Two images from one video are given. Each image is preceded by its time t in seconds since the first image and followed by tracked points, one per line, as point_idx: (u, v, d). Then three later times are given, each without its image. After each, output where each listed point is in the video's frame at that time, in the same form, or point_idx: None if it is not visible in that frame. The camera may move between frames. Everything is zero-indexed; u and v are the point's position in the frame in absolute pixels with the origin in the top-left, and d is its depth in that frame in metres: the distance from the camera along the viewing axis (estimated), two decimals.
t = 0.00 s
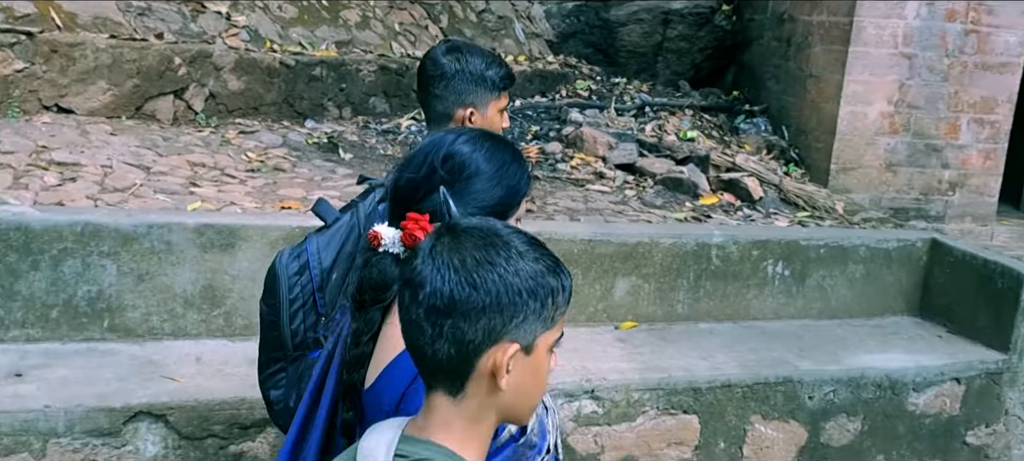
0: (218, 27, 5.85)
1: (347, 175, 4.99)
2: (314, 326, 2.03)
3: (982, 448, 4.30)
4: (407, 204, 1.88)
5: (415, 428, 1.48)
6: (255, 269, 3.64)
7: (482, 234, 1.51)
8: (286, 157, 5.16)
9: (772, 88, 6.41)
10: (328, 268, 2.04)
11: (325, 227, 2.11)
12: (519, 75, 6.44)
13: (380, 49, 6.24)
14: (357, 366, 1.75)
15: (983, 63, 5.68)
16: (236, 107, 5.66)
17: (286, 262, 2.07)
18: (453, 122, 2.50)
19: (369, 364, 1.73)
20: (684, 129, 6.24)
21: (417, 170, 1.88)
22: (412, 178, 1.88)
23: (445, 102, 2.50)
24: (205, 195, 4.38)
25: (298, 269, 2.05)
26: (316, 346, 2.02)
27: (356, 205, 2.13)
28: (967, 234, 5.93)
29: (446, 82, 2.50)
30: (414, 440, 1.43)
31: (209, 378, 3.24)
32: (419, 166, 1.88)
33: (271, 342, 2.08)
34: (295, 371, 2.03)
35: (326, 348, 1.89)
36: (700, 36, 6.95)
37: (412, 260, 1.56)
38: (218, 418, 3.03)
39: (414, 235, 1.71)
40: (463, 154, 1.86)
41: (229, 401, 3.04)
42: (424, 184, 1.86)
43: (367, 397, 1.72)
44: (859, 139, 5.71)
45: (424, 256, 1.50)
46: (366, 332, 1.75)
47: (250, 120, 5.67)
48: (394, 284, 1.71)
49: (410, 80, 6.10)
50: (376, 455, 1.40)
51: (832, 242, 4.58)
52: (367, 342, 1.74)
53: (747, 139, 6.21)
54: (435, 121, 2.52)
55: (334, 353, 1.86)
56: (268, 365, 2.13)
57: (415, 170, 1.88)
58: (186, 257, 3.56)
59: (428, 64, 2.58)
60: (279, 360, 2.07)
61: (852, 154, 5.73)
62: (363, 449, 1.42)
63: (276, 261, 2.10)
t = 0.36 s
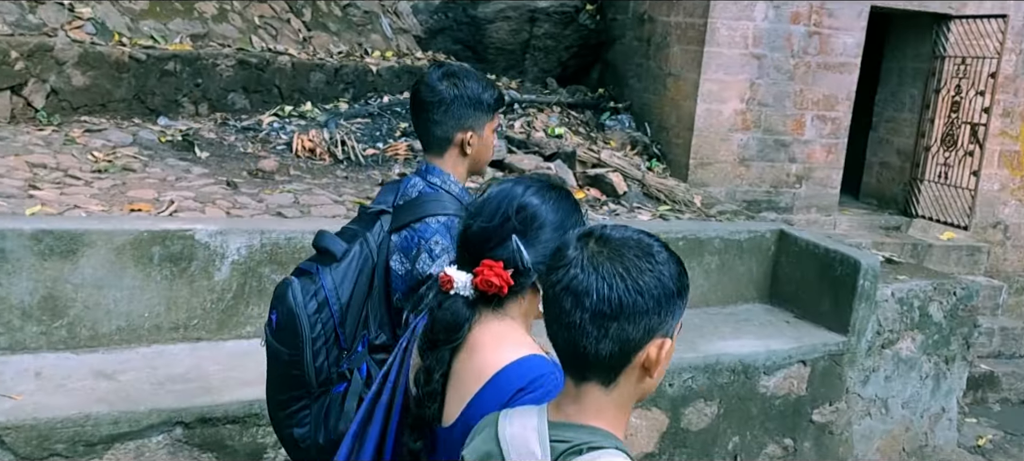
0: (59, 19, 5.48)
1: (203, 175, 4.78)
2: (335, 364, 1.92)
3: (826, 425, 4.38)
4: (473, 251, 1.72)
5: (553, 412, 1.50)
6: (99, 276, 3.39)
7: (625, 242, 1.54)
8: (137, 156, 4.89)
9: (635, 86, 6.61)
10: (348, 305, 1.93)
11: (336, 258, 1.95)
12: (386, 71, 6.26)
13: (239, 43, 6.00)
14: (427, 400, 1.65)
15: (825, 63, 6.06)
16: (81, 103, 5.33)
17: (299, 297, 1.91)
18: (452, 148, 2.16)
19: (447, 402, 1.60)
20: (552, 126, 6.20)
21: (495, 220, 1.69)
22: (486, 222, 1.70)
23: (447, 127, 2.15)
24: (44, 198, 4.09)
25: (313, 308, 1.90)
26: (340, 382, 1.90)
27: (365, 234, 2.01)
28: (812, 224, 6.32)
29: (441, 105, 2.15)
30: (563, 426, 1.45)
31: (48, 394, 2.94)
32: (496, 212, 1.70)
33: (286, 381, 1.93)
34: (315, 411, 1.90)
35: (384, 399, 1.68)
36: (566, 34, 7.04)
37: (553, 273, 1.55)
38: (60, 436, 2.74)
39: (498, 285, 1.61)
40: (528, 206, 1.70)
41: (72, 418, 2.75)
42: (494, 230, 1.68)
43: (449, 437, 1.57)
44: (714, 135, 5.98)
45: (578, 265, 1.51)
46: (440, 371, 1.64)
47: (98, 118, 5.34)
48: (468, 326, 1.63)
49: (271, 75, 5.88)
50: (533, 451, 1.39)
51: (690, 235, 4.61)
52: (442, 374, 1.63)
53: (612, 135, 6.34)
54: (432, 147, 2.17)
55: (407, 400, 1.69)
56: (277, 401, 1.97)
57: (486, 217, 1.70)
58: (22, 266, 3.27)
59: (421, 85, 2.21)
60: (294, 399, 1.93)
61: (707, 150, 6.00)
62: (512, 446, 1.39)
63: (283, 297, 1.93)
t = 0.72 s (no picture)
0: None
1: (58, 207, 4.44)
2: (348, 381, 1.99)
3: (709, 409, 4.43)
4: (548, 258, 1.84)
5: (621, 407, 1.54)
6: None
7: (674, 261, 1.60)
8: None
9: (508, 89, 6.66)
10: (360, 325, 1.99)
11: (344, 279, 1.99)
12: (252, 85, 6.04)
13: (91, 65, 5.69)
14: (519, 394, 1.66)
15: (686, 59, 6.30)
16: None
17: (313, 320, 1.96)
18: (452, 173, 2.21)
19: (536, 392, 1.65)
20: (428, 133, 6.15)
21: (584, 224, 1.81)
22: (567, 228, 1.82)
23: (449, 151, 2.18)
24: None
25: (327, 330, 1.96)
26: (353, 399, 1.99)
27: (369, 255, 2.07)
28: (686, 214, 6.56)
29: (440, 130, 2.18)
30: (632, 419, 1.49)
31: None
32: (582, 224, 1.82)
33: (300, 400, 1.99)
34: (336, 426, 1.99)
35: (473, 396, 1.77)
36: (437, 40, 6.99)
37: (610, 293, 1.60)
38: None
39: (592, 283, 1.68)
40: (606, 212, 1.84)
41: None
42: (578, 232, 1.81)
43: (547, 421, 1.64)
44: (588, 134, 6.10)
45: (631, 283, 1.57)
46: (518, 362, 1.67)
47: None
48: (563, 321, 1.68)
49: (129, 97, 5.59)
50: (611, 444, 1.47)
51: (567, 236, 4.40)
52: (523, 365, 1.66)
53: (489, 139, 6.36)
54: (428, 169, 2.20)
55: (490, 395, 1.76)
56: (287, 418, 2.03)
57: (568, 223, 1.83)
58: None
59: (420, 113, 2.23)
60: (308, 416, 2.00)
61: (583, 148, 6.11)
62: (592, 441, 1.49)
63: (294, 321, 1.97)
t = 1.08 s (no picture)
0: None
1: None
2: (391, 388, 2.30)
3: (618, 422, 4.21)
4: (579, 266, 2.06)
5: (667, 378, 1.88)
6: None
7: (713, 250, 1.94)
8: None
9: (406, 104, 6.62)
10: (396, 337, 2.31)
11: (377, 301, 2.31)
12: (137, 108, 5.77)
13: None
14: (559, 384, 1.92)
15: (580, 71, 6.42)
16: None
17: (355, 338, 2.25)
18: (461, 196, 2.49)
19: (575, 383, 1.92)
20: (326, 152, 6.03)
21: (603, 242, 2.03)
22: (590, 240, 2.05)
23: (457, 176, 2.47)
24: None
25: (370, 346, 2.25)
26: (396, 405, 2.30)
27: (396, 277, 2.37)
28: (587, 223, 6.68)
29: (447, 159, 2.47)
30: (680, 388, 1.83)
31: None
32: (603, 237, 2.04)
33: (349, 410, 2.27)
34: (382, 426, 2.29)
35: (510, 394, 2.07)
36: (331, 58, 6.87)
37: (658, 277, 1.93)
38: None
39: (624, 285, 1.95)
40: (625, 225, 2.06)
41: None
42: (603, 243, 2.03)
43: (585, 412, 1.90)
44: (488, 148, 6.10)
45: (676, 266, 1.91)
46: (558, 357, 1.93)
47: None
48: (596, 321, 1.95)
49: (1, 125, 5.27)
50: (664, 410, 1.74)
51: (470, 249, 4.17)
52: (561, 360, 1.92)
53: (389, 156, 6.30)
54: (440, 194, 2.50)
55: (530, 391, 2.04)
56: (339, 426, 2.31)
57: (589, 240, 2.05)
58: None
59: (427, 146, 2.50)
60: (356, 424, 2.28)
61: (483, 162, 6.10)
62: (644, 410, 1.75)
63: (338, 342, 2.24)
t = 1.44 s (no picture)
0: None
1: None
2: (461, 405, 2.24)
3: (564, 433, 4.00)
4: (615, 274, 2.06)
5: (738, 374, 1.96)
6: None
7: (787, 261, 2.00)
8: None
9: (345, 113, 6.55)
10: (462, 358, 2.25)
11: (443, 325, 2.23)
12: (63, 120, 5.56)
13: None
14: (606, 382, 1.94)
15: (519, 79, 6.44)
16: None
17: (425, 360, 2.18)
18: (511, 225, 2.45)
19: (620, 381, 1.95)
20: (262, 163, 5.92)
21: (642, 251, 2.03)
22: (625, 250, 2.05)
23: (511, 207, 2.42)
24: None
25: (442, 367, 2.19)
26: (465, 419, 2.25)
27: (456, 299, 2.31)
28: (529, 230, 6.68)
29: (501, 191, 2.42)
30: (750, 382, 1.90)
31: None
32: (643, 246, 2.04)
33: (422, 431, 2.19)
34: (455, 447, 2.21)
35: (553, 391, 2.08)
36: (266, 67, 6.78)
37: (737, 280, 1.99)
38: None
39: (661, 293, 1.97)
40: (665, 235, 2.07)
41: None
42: (642, 250, 2.03)
43: (633, 407, 1.94)
44: (429, 156, 6.04)
45: (756, 273, 1.97)
46: (604, 358, 1.96)
47: None
48: (639, 325, 1.97)
49: None
50: (736, 400, 1.81)
51: (411, 259, 4.04)
52: (607, 361, 1.95)
53: (327, 166, 6.20)
54: (490, 225, 2.46)
55: (576, 390, 2.05)
56: (408, 448, 2.22)
57: (624, 251, 2.05)
58: None
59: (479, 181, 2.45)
60: (428, 445, 2.19)
61: (423, 171, 6.04)
62: (720, 400, 1.82)
63: (411, 365, 2.17)
